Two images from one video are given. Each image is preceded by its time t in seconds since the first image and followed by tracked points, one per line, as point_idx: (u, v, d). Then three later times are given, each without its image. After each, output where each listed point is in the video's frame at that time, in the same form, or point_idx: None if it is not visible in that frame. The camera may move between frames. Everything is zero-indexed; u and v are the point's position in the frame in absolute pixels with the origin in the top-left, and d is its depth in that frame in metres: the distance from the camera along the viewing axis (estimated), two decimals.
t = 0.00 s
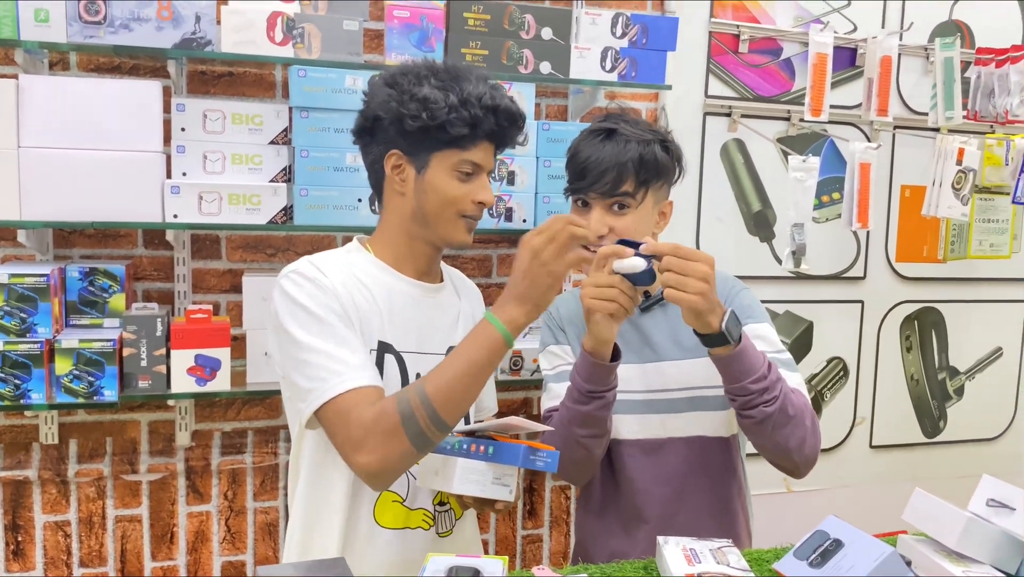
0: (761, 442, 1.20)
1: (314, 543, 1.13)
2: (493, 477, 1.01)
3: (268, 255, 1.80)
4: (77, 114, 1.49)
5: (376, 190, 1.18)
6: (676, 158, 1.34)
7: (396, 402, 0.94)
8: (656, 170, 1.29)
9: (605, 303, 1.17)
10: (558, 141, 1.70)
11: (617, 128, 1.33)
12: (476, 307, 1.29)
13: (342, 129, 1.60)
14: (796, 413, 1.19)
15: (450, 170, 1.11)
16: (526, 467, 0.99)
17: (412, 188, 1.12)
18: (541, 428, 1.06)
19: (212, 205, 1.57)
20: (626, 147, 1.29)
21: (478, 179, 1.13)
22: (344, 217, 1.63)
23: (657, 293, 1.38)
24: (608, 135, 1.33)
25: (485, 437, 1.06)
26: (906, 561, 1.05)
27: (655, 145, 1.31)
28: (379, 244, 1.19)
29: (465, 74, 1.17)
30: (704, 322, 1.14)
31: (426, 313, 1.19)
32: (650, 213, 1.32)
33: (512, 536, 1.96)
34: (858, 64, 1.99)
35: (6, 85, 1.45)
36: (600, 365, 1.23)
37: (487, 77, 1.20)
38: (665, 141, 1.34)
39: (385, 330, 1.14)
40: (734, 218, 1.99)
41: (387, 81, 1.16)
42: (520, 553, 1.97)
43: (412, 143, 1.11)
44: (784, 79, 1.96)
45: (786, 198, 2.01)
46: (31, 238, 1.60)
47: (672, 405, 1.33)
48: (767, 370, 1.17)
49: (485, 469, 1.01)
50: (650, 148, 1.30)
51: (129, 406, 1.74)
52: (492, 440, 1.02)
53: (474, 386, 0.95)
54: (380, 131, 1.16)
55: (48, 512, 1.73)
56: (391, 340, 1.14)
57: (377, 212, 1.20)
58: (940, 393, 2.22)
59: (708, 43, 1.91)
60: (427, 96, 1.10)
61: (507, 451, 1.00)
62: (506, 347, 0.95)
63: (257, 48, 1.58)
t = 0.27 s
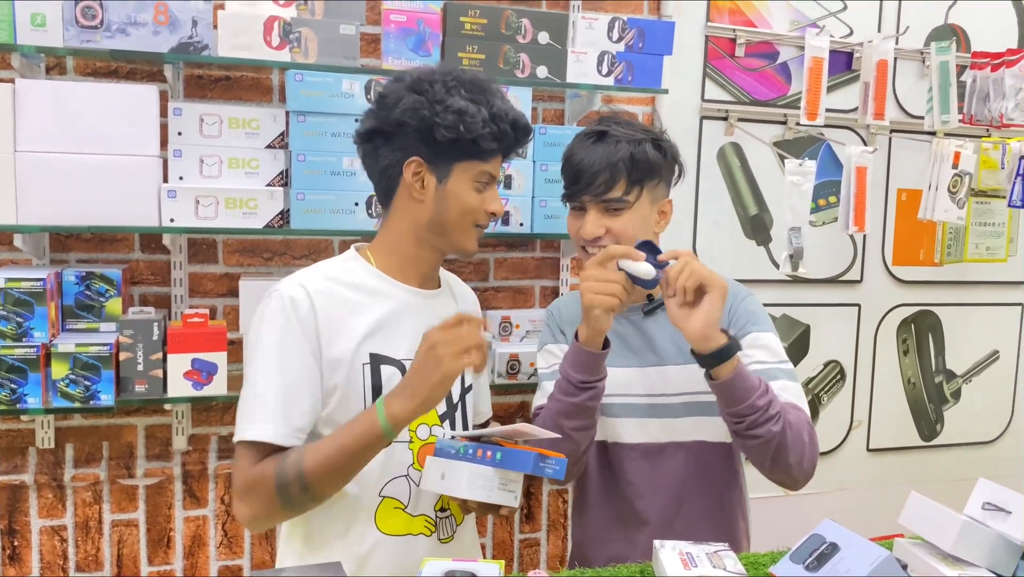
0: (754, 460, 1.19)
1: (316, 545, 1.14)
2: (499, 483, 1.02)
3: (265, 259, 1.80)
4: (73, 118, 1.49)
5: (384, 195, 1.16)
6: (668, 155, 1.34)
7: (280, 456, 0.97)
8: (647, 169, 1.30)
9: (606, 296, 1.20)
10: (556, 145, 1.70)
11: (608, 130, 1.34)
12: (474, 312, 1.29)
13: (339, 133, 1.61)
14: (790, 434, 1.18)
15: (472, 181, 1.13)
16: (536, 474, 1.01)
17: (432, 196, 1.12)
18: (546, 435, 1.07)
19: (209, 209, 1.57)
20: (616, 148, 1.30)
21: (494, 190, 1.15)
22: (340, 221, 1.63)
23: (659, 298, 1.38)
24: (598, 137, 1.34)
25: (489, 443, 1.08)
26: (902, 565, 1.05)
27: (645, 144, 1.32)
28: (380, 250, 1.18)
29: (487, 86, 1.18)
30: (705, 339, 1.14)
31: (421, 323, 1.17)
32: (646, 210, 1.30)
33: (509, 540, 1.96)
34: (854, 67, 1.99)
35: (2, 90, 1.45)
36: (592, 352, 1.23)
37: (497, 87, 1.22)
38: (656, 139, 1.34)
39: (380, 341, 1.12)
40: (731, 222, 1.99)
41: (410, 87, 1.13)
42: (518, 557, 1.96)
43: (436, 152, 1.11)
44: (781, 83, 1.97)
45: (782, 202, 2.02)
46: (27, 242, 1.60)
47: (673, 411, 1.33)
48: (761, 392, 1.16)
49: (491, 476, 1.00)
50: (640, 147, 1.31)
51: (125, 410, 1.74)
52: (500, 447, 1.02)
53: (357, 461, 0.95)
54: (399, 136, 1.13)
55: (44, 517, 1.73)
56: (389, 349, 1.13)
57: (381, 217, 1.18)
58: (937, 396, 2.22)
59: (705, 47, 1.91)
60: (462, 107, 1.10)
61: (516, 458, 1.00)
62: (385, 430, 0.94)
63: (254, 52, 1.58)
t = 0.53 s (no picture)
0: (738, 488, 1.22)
1: (304, 547, 1.14)
2: (482, 490, 1.01)
3: (260, 261, 1.80)
4: (68, 121, 1.49)
5: (374, 199, 1.16)
6: (661, 140, 1.31)
7: (221, 459, 1.08)
8: (632, 153, 1.28)
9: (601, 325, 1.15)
10: (551, 147, 1.70)
11: (601, 120, 1.35)
12: (463, 312, 1.29)
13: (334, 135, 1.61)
14: (773, 463, 1.20)
15: (466, 185, 1.15)
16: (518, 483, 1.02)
17: (426, 200, 1.13)
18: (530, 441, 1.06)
19: (203, 211, 1.56)
20: (601, 135, 1.31)
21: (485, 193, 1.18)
22: (336, 224, 1.63)
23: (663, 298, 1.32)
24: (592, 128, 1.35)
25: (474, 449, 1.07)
26: (896, 567, 1.05)
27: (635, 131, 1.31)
28: (364, 254, 1.18)
29: (479, 86, 1.18)
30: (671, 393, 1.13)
31: (404, 325, 1.17)
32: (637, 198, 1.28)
33: (505, 543, 1.96)
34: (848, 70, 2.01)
35: None
36: (585, 410, 1.23)
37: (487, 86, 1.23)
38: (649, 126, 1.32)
39: (358, 346, 1.13)
40: (726, 224, 2.00)
41: (404, 90, 1.12)
42: (514, 559, 1.96)
43: (433, 158, 1.12)
44: (776, 85, 1.97)
45: (778, 203, 2.02)
46: (21, 245, 1.60)
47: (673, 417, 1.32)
48: (740, 434, 1.16)
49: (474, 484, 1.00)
50: (627, 134, 1.30)
51: (120, 413, 1.74)
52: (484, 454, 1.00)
53: (269, 498, 1.05)
54: (393, 140, 1.13)
55: (39, 520, 1.73)
56: (367, 354, 1.13)
57: (369, 219, 1.19)
58: (933, 398, 2.22)
59: (700, 49, 1.92)
60: (461, 113, 1.11)
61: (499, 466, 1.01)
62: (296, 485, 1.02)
63: (249, 55, 1.58)
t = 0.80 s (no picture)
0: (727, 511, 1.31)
1: (287, 546, 1.13)
2: (451, 492, 1.03)
3: (254, 262, 1.80)
4: (61, 122, 1.48)
5: (349, 201, 1.16)
6: (664, 140, 1.32)
7: (205, 463, 1.06)
8: (636, 156, 1.30)
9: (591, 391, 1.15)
10: (544, 148, 1.70)
11: (607, 122, 1.38)
12: (443, 310, 1.29)
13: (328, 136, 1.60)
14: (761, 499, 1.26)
15: (441, 183, 1.16)
16: (485, 485, 1.03)
17: (401, 200, 1.13)
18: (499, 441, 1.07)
19: (197, 212, 1.56)
20: (606, 139, 1.33)
21: (461, 190, 1.18)
22: (330, 224, 1.62)
23: (681, 303, 1.32)
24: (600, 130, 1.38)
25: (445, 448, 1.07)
26: (887, 565, 1.05)
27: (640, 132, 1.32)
28: (340, 254, 1.18)
29: (452, 84, 1.18)
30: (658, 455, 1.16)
31: (382, 324, 1.17)
32: (641, 200, 1.30)
33: (500, 543, 1.96)
34: (842, 70, 1.99)
35: None
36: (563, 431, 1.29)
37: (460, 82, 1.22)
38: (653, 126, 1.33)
39: (337, 346, 1.13)
40: (721, 224, 2.00)
41: (375, 89, 1.12)
42: (509, 559, 1.96)
43: (407, 156, 1.12)
44: (770, 85, 1.97)
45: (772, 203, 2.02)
46: (14, 245, 1.60)
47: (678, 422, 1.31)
48: (726, 485, 1.21)
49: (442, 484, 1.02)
50: (631, 135, 1.32)
51: (114, 414, 1.73)
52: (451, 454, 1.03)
53: (261, 493, 1.03)
54: (366, 141, 1.13)
55: (33, 521, 1.72)
56: (346, 354, 1.13)
57: (344, 218, 1.19)
58: (927, 397, 2.22)
59: (694, 49, 1.92)
60: (434, 109, 1.10)
61: (465, 467, 1.03)
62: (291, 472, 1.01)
63: (243, 56, 1.58)
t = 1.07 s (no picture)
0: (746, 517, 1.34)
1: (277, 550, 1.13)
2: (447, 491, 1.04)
3: (248, 261, 1.80)
4: (53, 121, 1.48)
5: (330, 202, 1.15)
6: (671, 139, 1.32)
7: (195, 471, 1.03)
8: (643, 156, 1.31)
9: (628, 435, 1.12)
10: (538, 147, 1.71)
11: (615, 120, 1.38)
12: (421, 309, 1.31)
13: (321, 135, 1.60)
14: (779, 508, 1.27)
15: (423, 183, 1.16)
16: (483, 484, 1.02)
17: (384, 200, 1.14)
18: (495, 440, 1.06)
19: (190, 211, 1.56)
20: (615, 138, 1.34)
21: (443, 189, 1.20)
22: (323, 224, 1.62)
23: (687, 303, 1.34)
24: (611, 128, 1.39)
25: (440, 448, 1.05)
26: (879, 562, 1.06)
27: (648, 131, 1.33)
28: (322, 253, 1.18)
29: (433, 83, 1.18)
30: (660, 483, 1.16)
31: (365, 324, 1.18)
32: (647, 199, 1.31)
33: (495, 542, 1.96)
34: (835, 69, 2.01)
35: None
36: (502, 345, 1.36)
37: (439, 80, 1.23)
38: (662, 124, 1.33)
39: (325, 346, 1.13)
40: (714, 223, 2.00)
41: (358, 88, 1.12)
42: (503, 558, 1.96)
43: (389, 156, 1.12)
44: (763, 85, 1.98)
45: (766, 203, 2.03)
46: (6, 245, 1.60)
47: (678, 421, 1.33)
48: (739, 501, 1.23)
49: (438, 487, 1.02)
50: (639, 135, 1.32)
51: (108, 413, 1.73)
52: (450, 455, 1.03)
53: (253, 498, 1.00)
54: (349, 140, 1.12)
55: (26, 521, 1.72)
56: (334, 354, 1.14)
57: (326, 219, 1.18)
58: (921, 396, 2.23)
59: (688, 49, 1.92)
60: (417, 111, 1.11)
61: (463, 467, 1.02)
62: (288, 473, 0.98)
63: (236, 55, 1.57)
